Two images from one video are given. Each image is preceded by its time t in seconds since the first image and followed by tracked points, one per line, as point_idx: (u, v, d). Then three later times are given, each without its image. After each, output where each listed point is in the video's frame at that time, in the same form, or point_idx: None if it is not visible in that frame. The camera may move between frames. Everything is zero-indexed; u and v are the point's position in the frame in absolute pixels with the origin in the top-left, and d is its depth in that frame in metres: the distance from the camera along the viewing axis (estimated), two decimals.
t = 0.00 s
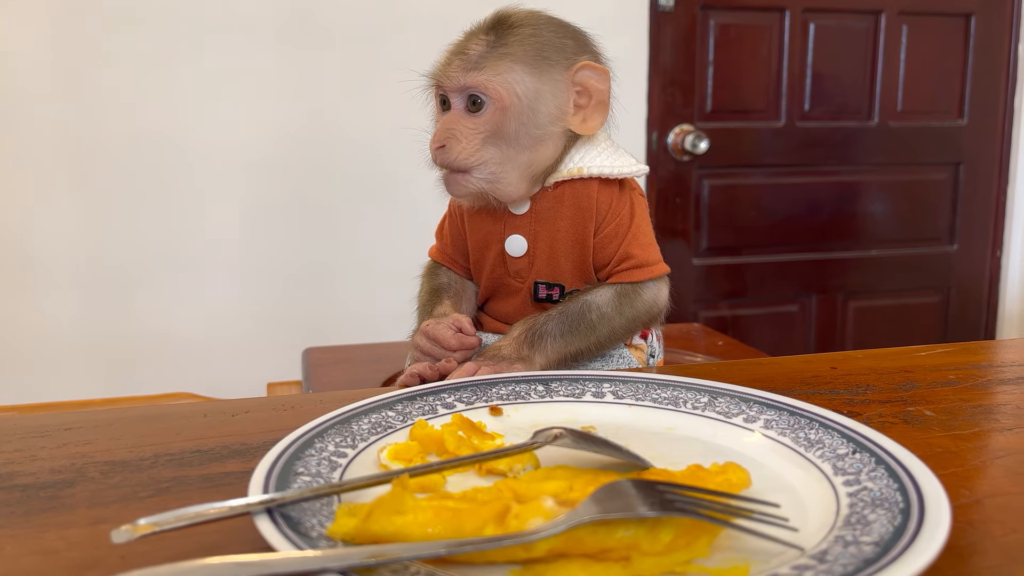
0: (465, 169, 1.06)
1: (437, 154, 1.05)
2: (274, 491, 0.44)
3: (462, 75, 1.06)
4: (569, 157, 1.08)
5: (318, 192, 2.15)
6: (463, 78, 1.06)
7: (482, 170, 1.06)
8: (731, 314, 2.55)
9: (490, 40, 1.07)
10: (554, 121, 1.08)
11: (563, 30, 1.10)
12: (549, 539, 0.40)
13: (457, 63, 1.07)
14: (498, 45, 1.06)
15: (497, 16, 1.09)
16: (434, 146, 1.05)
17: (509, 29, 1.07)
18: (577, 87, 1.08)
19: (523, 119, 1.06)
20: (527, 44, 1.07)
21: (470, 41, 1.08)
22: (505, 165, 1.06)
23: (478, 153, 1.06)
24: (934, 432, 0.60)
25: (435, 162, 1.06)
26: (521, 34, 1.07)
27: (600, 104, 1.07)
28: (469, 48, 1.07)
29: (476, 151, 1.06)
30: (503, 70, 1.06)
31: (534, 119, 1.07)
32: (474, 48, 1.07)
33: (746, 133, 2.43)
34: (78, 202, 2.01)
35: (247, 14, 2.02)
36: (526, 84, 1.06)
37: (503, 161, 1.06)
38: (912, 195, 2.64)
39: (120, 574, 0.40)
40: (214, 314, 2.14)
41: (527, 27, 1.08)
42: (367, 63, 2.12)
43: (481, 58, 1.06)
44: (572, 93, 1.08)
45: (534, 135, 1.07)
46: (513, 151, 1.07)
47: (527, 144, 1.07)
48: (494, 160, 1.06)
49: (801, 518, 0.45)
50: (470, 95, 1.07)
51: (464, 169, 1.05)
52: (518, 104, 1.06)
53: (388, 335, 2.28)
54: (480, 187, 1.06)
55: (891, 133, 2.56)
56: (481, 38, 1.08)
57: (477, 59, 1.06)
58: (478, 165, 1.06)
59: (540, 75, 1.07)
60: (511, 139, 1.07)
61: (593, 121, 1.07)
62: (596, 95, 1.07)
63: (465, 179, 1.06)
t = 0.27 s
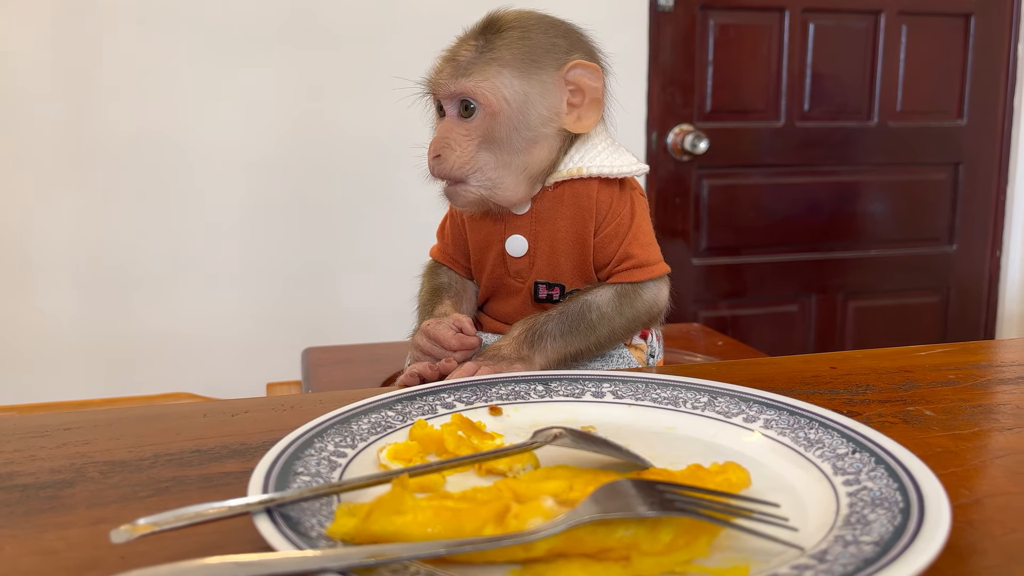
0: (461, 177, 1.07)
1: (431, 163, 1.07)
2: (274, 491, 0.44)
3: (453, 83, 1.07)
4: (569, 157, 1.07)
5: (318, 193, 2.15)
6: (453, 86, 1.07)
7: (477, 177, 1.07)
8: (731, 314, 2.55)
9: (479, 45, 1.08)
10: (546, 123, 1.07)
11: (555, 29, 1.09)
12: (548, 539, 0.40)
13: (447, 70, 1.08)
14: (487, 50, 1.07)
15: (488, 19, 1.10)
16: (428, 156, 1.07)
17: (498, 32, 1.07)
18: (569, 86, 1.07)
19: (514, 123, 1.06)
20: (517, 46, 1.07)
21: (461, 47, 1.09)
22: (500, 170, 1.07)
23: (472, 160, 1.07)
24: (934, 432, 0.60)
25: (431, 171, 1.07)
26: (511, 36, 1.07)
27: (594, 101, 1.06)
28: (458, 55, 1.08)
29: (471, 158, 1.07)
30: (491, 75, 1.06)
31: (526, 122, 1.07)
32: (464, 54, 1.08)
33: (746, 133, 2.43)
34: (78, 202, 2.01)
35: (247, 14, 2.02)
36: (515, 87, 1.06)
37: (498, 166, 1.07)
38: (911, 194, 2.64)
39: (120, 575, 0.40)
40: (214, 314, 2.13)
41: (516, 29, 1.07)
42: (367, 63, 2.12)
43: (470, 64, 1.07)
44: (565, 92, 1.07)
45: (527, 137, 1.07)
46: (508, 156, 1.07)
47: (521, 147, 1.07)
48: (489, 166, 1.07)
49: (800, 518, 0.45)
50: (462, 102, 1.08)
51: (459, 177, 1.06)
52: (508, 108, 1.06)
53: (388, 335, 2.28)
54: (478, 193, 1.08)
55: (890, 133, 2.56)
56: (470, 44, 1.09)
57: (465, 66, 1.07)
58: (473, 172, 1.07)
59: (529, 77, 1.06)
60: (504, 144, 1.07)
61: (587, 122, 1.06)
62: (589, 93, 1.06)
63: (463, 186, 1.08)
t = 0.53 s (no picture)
0: (459, 181, 1.07)
1: (431, 168, 1.07)
2: (273, 491, 0.44)
3: (447, 87, 1.07)
4: (569, 156, 1.07)
5: (318, 193, 2.15)
6: (448, 91, 1.07)
7: (476, 179, 1.07)
8: (730, 314, 2.55)
9: (473, 48, 1.08)
10: (543, 122, 1.07)
11: (548, 27, 1.09)
12: (548, 539, 0.40)
13: (441, 76, 1.08)
14: (480, 52, 1.07)
15: (480, 22, 1.09)
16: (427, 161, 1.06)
17: (491, 35, 1.07)
18: (565, 84, 1.07)
19: (510, 124, 1.06)
20: (510, 47, 1.06)
21: (454, 52, 1.09)
22: (499, 171, 1.07)
23: (470, 163, 1.07)
24: (934, 431, 0.60)
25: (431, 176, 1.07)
26: (504, 38, 1.07)
27: (591, 99, 1.06)
28: (452, 59, 1.08)
29: (469, 160, 1.07)
30: (485, 78, 1.06)
31: (523, 122, 1.06)
32: (457, 58, 1.08)
33: (745, 133, 2.43)
34: (78, 202, 2.01)
35: (247, 14, 2.02)
36: (509, 88, 1.06)
37: (496, 168, 1.07)
38: (911, 194, 2.64)
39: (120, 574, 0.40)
40: (213, 314, 2.14)
41: (509, 30, 1.07)
42: (366, 63, 2.12)
43: (463, 68, 1.07)
44: (561, 91, 1.07)
45: (524, 138, 1.07)
46: (506, 157, 1.07)
47: (519, 148, 1.07)
48: (487, 167, 1.07)
49: (800, 517, 0.45)
50: (457, 106, 1.08)
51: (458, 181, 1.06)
52: (503, 110, 1.06)
53: (389, 335, 2.28)
54: (477, 196, 1.07)
55: (890, 133, 2.56)
56: (464, 48, 1.08)
57: (459, 70, 1.07)
58: (472, 175, 1.07)
59: (524, 78, 1.06)
60: (501, 146, 1.07)
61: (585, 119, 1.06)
62: (586, 91, 1.06)
63: (462, 189, 1.08)
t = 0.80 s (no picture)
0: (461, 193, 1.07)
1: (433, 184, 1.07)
2: (273, 490, 0.44)
3: (439, 102, 1.07)
4: (568, 157, 1.07)
5: (318, 193, 2.15)
6: (439, 107, 1.07)
7: (479, 190, 1.07)
8: (730, 314, 2.55)
9: (460, 60, 1.07)
10: (538, 125, 1.07)
11: (533, 28, 1.08)
12: (548, 538, 0.40)
13: (432, 92, 1.08)
14: (467, 64, 1.06)
15: (465, 33, 1.09)
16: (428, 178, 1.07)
17: (477, 45, 1.07)
18: (556, 85, 1.06)
19: (505, 132, 1.06)
20: (496, 55, 1.06)
21: (442, 65, 1.08)
22: (501, 180, 1.07)
23: (471, 174, 1.07)
24: (934, 431, 0.60)
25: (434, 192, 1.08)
26: (490, 45, 1.06)
27: (584, 98, 1.05)
28: (441, 75, 1.07)
29: (470, 172, 1.07)
30: (475, 89, 1.05)
31: (517, 128, 1.06)
32: (446, 72, 1.07)
33: (745, 133, 2.43)
34: (77, 202, 2.01)
35: (247, 14, 2.01)
36: (499, 96, 1.05)
37: (497, 177, 1.07)
38: (911, 195, 2.64)
39: (119, 574, 0.40)
40: (213, 314, 2.13)
41: (494, 37, 1.06)
42: (367, 63, 2.12)
43: (452, 82, 1.06)
44: (552, 92, 1.06)
45: (521, 143, 1.07)
46: (505, 164, 1.07)
47: (517, 154, 1.07)
48: (489, 177, 1.07)
49: (800, 516, 0.45)
50: (451, 119, 1.08)
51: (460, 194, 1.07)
52: (496, 119, 1.05)
53: (389, 334, 2.28)
54: (481, 206, 1.08)
55: (890, 133, 2.56)
56: (452, 62, 1.08)
57: (449, 84, 1.07)
58: (473, 186, 1.07)
59: (514, 84, 1.06)
60: (499, 155, 1.07)
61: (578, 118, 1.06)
62: (577, 89, 1.05)
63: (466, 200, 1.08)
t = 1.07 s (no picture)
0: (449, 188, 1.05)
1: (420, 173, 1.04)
2: (270, 491, 0.44)
3: (434, 90, 1.04)
4: (563, 158, 1.07)
5: (318, 192, 2.15)
6: (434, 94, 1.04)
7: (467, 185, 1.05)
8: (729, 314, 2.55)
9: (458, 50, 1.05)
10: (532, 125, 1.05)
11: (535, 29, 1.07)
12: (546, 538, 0.40)
13: (427, 79, 1.05)
14: (465, 54, 1.04)
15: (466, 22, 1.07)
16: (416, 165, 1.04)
17: (477, 37, 1.05)
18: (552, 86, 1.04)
19: (498, 130, 1.04)
20: (496, 49, 1.04)
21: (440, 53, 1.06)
22: (490, 177, 1.05)
23: (460, 167, 1.04)
24: (933, 431, 0.60)
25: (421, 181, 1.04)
26: (489, 39, 1.04)
27: (574, 100, 1.04)
28: (438, 62, 1.05)
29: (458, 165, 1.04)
30: (471, 81, 1.03)
31: (511, 125, 1.04)
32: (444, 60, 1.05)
33: (745, 133, 2.43)
34: (77, 202, 2.01)
35: (247, 14, 2.01)
36: (496, 91, 1.03)
37: (486, 174, 1.05)
38: (910, 195, 2.64)
39: (117, 574, 0.40)
40: (213, 314, 2.13)
41: (494, 31, 1.05)
42: (367, 63, 2.12)
43: (449, 70, 1.04)
44: (547, 93, 1.04)
45: (513, 143, 1.05)
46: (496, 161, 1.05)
47: (507, 152, 1.05)
48: (478, 173, 1.05)
49: (798, 517, 0.45)
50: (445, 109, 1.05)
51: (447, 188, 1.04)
52: (491, 114, 1.03)
53: (388, 334, 2.28)
54: (468, 203, 1.06)
55: (889, 133, 2.56)
56: (450, 51, 1.05)
57: (445, 72, 1.04)
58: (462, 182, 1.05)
59: (510, 81, 1.03)
60: (490, 152, 1.04)
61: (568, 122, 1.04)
62: (569, 92, 1.03)
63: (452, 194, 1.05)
